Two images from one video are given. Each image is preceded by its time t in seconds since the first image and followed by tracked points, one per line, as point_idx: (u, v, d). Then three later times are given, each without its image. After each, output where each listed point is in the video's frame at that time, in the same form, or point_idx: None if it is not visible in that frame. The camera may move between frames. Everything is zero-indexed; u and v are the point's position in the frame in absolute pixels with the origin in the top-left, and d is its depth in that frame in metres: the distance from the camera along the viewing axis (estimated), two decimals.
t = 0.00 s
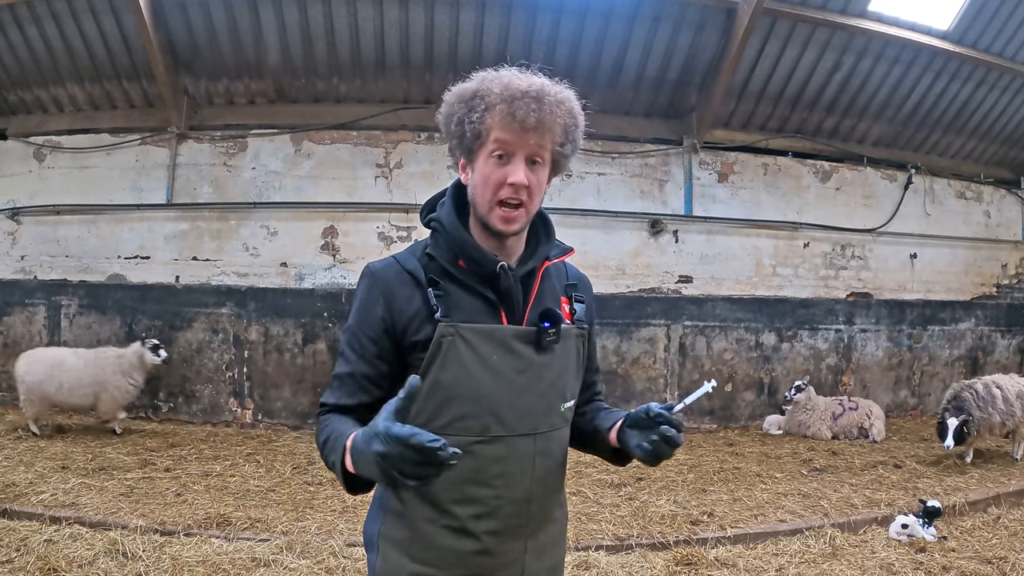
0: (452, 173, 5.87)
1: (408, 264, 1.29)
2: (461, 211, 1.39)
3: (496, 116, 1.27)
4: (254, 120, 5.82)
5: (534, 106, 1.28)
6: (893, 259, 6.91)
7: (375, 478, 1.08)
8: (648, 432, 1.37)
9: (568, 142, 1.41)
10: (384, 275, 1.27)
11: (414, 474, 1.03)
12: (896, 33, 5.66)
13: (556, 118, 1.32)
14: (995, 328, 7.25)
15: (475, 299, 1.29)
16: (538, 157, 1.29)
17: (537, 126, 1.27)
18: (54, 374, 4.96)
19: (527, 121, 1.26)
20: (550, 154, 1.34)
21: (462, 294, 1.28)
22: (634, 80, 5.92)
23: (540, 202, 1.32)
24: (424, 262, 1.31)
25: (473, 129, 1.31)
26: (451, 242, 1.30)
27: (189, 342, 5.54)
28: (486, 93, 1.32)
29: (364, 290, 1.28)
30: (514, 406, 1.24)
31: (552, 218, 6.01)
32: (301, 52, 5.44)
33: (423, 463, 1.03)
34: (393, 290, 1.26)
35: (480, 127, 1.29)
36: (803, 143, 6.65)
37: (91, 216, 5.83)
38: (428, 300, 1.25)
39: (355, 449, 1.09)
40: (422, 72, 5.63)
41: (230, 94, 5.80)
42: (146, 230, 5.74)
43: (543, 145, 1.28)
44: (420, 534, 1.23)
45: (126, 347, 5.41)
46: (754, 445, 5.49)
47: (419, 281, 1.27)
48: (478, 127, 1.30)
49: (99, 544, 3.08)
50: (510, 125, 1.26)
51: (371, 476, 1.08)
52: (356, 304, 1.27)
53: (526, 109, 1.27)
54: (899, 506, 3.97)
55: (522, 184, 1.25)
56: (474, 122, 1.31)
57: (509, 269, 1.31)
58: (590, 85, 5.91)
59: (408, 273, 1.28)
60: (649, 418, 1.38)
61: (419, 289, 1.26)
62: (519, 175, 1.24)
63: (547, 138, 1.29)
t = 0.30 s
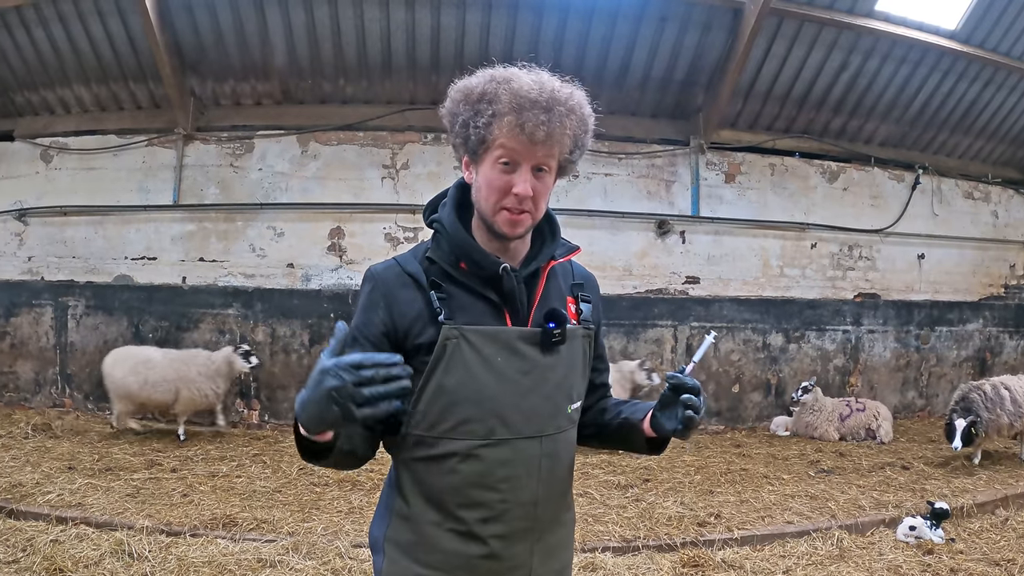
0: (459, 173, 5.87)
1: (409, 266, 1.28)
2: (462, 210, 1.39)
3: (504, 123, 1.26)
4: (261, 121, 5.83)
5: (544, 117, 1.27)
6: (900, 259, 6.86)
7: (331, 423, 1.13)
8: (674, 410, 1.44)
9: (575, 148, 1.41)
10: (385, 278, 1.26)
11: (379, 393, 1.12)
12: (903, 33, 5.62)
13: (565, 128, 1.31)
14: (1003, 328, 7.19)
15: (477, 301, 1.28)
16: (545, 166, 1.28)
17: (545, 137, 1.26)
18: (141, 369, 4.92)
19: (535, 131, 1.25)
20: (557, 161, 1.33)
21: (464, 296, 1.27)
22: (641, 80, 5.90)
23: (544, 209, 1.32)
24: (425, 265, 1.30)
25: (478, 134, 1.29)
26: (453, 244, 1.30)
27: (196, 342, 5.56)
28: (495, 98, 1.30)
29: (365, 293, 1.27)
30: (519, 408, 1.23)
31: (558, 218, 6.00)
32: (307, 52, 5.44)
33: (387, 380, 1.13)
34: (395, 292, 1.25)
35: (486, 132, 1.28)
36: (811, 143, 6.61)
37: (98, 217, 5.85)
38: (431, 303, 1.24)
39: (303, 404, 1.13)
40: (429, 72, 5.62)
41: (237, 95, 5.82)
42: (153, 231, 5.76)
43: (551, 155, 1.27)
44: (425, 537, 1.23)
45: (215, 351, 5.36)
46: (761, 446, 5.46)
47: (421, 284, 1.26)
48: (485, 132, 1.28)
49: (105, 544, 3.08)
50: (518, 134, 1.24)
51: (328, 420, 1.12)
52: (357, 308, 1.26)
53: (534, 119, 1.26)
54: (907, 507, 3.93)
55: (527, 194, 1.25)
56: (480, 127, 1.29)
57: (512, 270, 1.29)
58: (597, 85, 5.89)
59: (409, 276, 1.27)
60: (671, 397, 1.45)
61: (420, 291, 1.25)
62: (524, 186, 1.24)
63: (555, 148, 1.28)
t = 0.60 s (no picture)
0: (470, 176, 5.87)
1: (420, 269, 1.28)
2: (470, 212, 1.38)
3: (513, 120, 1.25)
4: (272, 124, 5.85)
5: (553, 112, 1.26)
6: (913, 261, 6.80)
7: (452, 459, 1.12)
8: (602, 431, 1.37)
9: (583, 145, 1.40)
10: (396, 281, 1.26)
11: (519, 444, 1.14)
12: (915, 33, 5.57)
13: (573, 124, 1.30)
14: (1018, 331, 7.10)
15: (487, 303, 1.27)
16: (554, 162, 1.27)
17: (554, 132, 1.25)
18: (231, 372, 4.86)
19: (545, 127, 1.24)
20: (566, 158, 1.32)
21: (473, 299, 1.26)
22: (652, 82, 5.87)
23: (553, 207, 1.31)
24: (435, 267, 1.30)
25: (486, 131, 1.28)
26: (461, 245, 1.29)
27: (208, 345, 5.58)
28: (502, 95, 1.29)
29: (376, 297, 1.27)
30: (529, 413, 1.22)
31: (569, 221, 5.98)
32: (317, 54, 5.46)
33: (523, 433, 1.15)
34: (406, 295, 1.25)
35: (494, 129, 1.27)
36: (822, 145, 6.57)
37: (110, 220, 5.89)
38: (441, 306, 1.24)
39: (430, 437, 1.12)
40: (439, 75, 5.63)
41: (248, 98, 5.85)
42: (164, 234, 5.79)
43: (560, 151, 1.27)
44: (437, 542, 1.22)
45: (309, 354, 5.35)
46: (774, 450, 5.42)
47: (431, 287, 1.26)
48: (493, 130, 1.27)
49: (116, 546, 3.09)
50: (527, 130, 1.24)
51: (452, 455, 1.12)
52: (370, 312, 1.26)
53: (543, 115, 1.25)
54: (919, 512, 3.88)
55: (538, 190, 1.23)
56: (488, 124, 1.28)
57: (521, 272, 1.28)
58: (608, 87, 5.88)
59: (419, 279, 1.27)
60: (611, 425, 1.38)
61: (431, 294, 1.25)
62: (534, 182, 1.23)
63: (564, 143, 1.27)
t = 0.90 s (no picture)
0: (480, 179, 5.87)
1: (425, 273, 1.27)
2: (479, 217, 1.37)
3: (528, 129, 1.24)
4: (283, 128, 5.88)
5: (570, 123, 1.25)
6: (925, 264, 6.74)
7: (398, 402, 1.11)
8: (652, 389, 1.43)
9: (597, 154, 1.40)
10: (403, 285, 1.25)
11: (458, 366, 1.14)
12: (925, 36, 5.53)
13: (589, 136, 1.29)
14: None
15: (494, 308, 1.27)
16: (568, 173, 1.26)
17: (570, 144, 1.24)
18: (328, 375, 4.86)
19: (561, 138, 1.23)
20: (579, 168, 1.32)
21: (480, 305, 1.26)
22: (662, 85, 5.86)
23: (565, 217, 1.30)
24: (442, 272, 1.29)
25: (501, 140, 1.27)
26: (468, 250, 1.27)
27: (217, 347, 5.60)
28: (518, 103, 1.28)
29: (384, 301, 1.27)
30: (537, 416, 1.21)
31: (579, 225, 5.97)
32: (328, 58, 5.48)
33: (456, 354, 1.15)
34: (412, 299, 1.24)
35: (508, 138, 1.26)
36: (833, 148, 6.53)
37: (121, 223, 5.93)
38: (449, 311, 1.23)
39: (371, 385, 1.11)
40: (449, 79, 5.64)
41: (259, 102, 5.87)
42: (175, 236, 5.83)
43: (574, 163, 1.26)
44: (444, 547, 1.21)
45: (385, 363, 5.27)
46: (784, 454, 5.38)
47: (438, 291, 1.25)
48: (508, 139, 1.26)
49: (125, 547, 3.10)
50: (542, 140, 1.23)
51: (398, 396, 1.11)
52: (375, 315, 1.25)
53: (560, 126, 1.24)
54: (930, 516, 3.85)
55: (550, 202, 1.23)
56: (502, 132, 1.27)
57: (529, 278, 1.27)
58: (619, 90, 5.87)
59: (426, 283, 1.26)
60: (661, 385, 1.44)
61: (437, 299, 1.25)
62: (547, 193, 1.22)
63: (578, 155, 1.27)
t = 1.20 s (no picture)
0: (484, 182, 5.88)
1: (424, 278, 1.27)
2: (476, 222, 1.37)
3: (527, 140, 1.24)
4: (287, 131, 5.89)
5: (569, 135, 1.25)
6: (929, 268, 6.72)
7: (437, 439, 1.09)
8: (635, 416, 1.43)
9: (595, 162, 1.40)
10: (401, 290, 1.25)
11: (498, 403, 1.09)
12: (929, 40, 5.52)
13: (587, 147, 1.30)
14: None
15: (493, 313, 1.27)
16: (566, 184, 1.27)
17: (568, 156, 1.24)
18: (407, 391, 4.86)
19: (559, 150, 1.23)
20: (577, 178, 1.32)
21: (479, 309, 1.26)
22: (666, 89, 5.86)
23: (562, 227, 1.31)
24: (440, 276, 1.29)
25: (499, 149, 1.27)
26: (466, 256, 1.28)
27: (221, 349, 5.60)
28: (518, 113, 1.28)
29: (382, 306, 1.26)
30: (536, 419, 1.21)
31: (583, 228, 5.97)
32: (332, 62, 5.49)
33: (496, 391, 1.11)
34: (412, 304, 1.24)
35: (507, 147, 1.26)
36: (838, 152, 6.52)
37: (125, 225, 5.95)
38: (448, 316, 1.24)
39: (411, 421, 1.09)
40: (453, 82, 5.64)
41: (263, 104, 5.88)
42: (179, 239, 5.84)
43: (573, 174, 1.26)
44: (443, 548, 1.21)
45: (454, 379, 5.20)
46: (788, 458, 5.35)
47: (437, 296, 1.25)
48: (506, 149, 1.26)
49: (129, 549, 3.10)
50: (541, 151, 1.23)
51: (440, 434, 1.08)
52: (375, 320, 1.25)
53: (558, 137, 1.24)
54: (934, 520, 3.83)
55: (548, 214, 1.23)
56: (501, 141, 1.27)
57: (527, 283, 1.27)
58: (623, 93, 5.87)
59: (425, 288, 1.26)
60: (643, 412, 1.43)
61: (436, 303, 1.25)
62: (545, 204, 1.23)
63: (576, 166, 1.27)
